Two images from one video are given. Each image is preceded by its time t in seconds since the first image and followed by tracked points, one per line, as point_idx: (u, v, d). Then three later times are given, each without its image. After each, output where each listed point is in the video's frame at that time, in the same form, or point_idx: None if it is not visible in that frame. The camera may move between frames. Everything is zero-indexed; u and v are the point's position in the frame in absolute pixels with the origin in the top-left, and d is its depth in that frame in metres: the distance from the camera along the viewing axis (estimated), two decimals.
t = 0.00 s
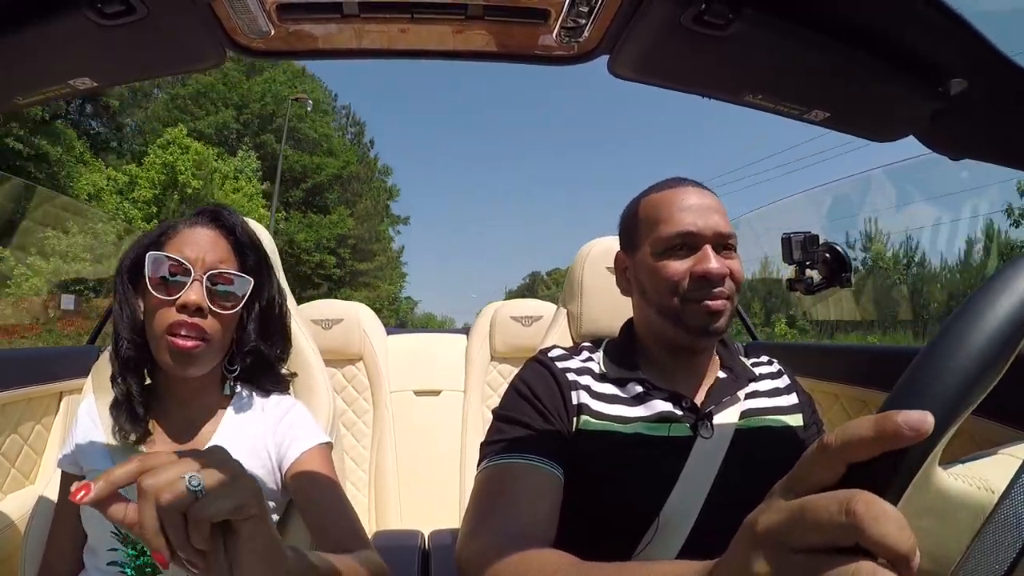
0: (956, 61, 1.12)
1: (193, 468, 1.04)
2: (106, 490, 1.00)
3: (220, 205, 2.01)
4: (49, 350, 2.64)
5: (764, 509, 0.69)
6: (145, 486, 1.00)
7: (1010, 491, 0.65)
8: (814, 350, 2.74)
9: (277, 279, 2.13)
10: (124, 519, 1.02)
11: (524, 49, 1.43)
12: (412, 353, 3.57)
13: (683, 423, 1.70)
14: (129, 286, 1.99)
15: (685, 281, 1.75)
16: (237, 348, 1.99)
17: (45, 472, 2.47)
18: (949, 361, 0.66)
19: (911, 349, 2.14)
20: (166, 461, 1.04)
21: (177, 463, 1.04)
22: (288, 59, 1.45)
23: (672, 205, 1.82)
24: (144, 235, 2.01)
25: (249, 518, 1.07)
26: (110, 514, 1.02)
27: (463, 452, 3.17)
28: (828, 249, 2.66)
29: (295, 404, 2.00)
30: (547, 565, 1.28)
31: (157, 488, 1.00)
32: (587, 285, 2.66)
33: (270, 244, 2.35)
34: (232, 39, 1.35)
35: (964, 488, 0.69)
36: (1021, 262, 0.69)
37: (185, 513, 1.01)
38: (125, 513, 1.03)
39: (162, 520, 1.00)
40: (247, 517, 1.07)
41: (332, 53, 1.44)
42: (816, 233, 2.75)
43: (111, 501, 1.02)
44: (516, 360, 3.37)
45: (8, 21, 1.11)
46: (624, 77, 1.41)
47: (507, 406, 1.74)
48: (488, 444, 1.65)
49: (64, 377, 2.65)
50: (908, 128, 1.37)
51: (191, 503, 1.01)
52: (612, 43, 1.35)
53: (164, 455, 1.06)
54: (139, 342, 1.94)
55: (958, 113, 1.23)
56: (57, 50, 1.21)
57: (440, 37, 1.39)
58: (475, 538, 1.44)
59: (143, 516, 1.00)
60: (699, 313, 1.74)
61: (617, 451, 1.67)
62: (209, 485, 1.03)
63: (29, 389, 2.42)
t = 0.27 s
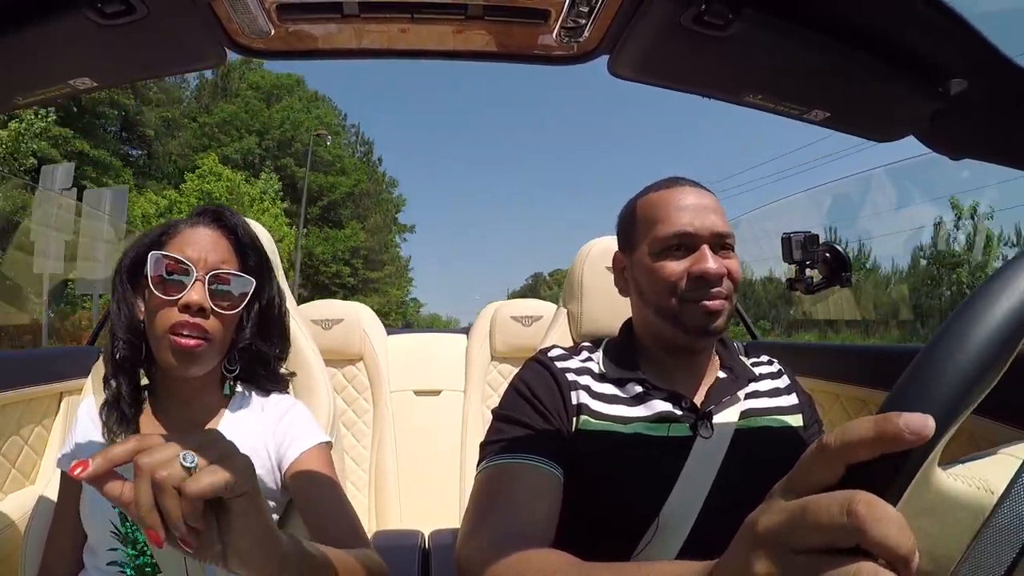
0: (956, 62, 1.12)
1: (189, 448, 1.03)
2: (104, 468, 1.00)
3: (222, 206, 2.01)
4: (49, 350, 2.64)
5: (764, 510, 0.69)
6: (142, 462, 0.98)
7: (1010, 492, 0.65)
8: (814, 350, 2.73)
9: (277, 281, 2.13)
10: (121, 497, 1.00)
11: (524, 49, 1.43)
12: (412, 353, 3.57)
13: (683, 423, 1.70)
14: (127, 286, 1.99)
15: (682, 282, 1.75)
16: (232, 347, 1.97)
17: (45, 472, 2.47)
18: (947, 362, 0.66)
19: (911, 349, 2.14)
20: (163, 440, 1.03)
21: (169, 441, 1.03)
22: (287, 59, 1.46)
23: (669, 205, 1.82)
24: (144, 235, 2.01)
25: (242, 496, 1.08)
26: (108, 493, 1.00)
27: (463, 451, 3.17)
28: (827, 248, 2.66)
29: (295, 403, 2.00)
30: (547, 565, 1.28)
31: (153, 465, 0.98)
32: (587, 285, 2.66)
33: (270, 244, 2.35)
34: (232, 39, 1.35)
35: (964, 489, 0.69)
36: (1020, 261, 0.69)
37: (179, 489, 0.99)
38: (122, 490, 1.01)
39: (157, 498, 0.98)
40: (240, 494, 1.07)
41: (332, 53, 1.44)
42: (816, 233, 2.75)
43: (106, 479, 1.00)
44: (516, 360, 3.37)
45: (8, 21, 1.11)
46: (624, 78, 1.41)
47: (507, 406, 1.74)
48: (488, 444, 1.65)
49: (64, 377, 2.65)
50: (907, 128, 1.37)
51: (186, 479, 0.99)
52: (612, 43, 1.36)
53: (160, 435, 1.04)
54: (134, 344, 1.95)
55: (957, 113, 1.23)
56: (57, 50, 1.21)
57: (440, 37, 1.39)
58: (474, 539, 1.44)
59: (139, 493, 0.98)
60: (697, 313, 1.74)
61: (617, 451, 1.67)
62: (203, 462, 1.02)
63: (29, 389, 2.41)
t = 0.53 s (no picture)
0: (956, 60, 1.12)
1: (199, 425, 1.04)
2: (116, 443, 0.98)
3: (230, 205, 2.02)
4: (50, 347, 2.64)
5: (763, 509, 0.69)
6: (154, 439, 0.98)
7: (1011, 489, 0.66)
8: (815, 348, 2.73)
9: (281, 281, 2.14)
10: (133, 473, 0.99)
11: (524, 47, 1.43)
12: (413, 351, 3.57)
13: (687, 422, 1.70)
14: (132, 280, 1.99)
15: (685, 279, 1.75)
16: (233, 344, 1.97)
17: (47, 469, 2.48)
18: (949, 359, 0.66)
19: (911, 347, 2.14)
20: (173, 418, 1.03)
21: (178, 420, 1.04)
22: (288, 57, 1.46)
23: (672, 201, 1.82)
24: (150, 232, 2.02)
25: (251, 475, 1.08)
26: (119, 468, 0.99)
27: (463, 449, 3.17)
28: (828, 246, 2.66)
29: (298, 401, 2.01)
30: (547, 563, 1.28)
31: (164, 442, 0.98)
32: (588, 282, 2.66)
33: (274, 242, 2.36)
34: (234, 38, 1.35)
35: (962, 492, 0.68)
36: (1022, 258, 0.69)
37: (191, 465, 0.99)
38: (134, 466, 0.99)
39: (168, 474, 0.98)
40: (250, 473, 1.07)
41: (332, 51, 1.44)
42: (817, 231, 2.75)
43: (117, 454, 0.99)
44: (517, 358, 3.37)
45: (9, 21, 1.11)
46: (624, 75, 1.41)
47: (509, 404, 1.75)
48: (489, 441, 1.65)
49: (65, 374, 2.66)
50: (908, 126, 1.37)
51: (199, 455, 1.01)
52: (613, 41, 1.36)
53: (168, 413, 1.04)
54: (132, 342, 1.95)
55: (958, 110, 1.23)
56: (59, 50, 1.21)
57: (440, 34, 1.39)
58: (475, 536, 1.44)
59: (150, 468, 0.98)
60: (699, 310, 1.74)
61: (618, 450, 1.68)
62: (215, 439, 1.03)
63: (30, 386, 2.42)
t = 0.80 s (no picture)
0: (956, 59, 1.12)
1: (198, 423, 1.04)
2: (114, 444, 0.99)
3: (233, 205, 2.02)
4: (51, 347, 2.65)
5: (767, 502, 0.69)
6: (154, 439, 0.99)
7: (1010, 489, 0.64)
8: (816, 347, 2.73)
9: (282, 279, 2.14)
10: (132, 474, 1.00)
11: (524, 46, 1.43)
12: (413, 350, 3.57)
13: (685, 423, 1.70)
14: (134, 281, 1.98)
15: (687, 280, 1.75)
16: (238, 347, 1.99)
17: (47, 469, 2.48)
18: (950, 362, 0.66)
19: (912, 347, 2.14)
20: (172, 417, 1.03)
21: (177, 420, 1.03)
22: (288, 57, 1.46)
23: (676, 201, 1.82)
24: (154, 231, 2.02)
25: (251, 474, 1.07)
26: (118, 469, 1.00)
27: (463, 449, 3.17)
28: (829, 245, 2.66)
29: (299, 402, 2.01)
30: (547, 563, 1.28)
31: (163, 442, 0.99)
32: (589, 282, 2.66)
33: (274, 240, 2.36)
34: (234, 37, 1.35)
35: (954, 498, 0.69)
36: None
37: (190, 466, 0.99)
38: (132, 467, 1.00)
39: (168, 475, 0.98)
40: (250, 471, 1.07)
41: (332, 50, 1.44)
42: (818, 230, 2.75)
43: (116, 455, 1.00)
44: (517, 357, 3.37)
45: (8, 21, 1.10)
46: (625, 75, 1.41)
47: (509, 403, 1.74)
48: (487, 441, 1.64)
49: (66, 374, 2.66)
50: (908, 126, 1.37)
51: (198, 456, 1.00)
52: (613, 41, 1.36)
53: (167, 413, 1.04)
54: (136, 343, 1.94)
55: (957, 109, 1.22)
56: (59, 50, 1.21)
57: (440, 34, 1.39)
58: (474, 535, 1.44)
59: (149, 468, 0.98)
60: (700, 313, 1.74)
61: (617, 450, 1.68)
62: (215, 439, 1.03)
63: (31, 386, 2.42)
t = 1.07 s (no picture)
0: (958, 59, 1.12)
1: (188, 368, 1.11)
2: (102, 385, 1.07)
3: (207, 198, 2.02)
4: (53, 347, 2.65)
5: (771, 497, 0.67)
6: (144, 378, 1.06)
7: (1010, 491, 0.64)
8: (818, 347, 2.73)
9: (268, 267, 2.10)
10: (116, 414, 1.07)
11: (525, 46, 1.43)
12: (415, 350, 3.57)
13: (689, 422, 1.70)
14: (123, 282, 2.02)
15: (685, 280, 1.75)
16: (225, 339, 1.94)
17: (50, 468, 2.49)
18: (949, 364, 0.65)
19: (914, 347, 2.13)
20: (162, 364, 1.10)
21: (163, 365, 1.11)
22: (290, 56, 1.46)
23: (673, 201, 1.82)
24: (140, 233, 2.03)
25: (233, 421, 1.14)
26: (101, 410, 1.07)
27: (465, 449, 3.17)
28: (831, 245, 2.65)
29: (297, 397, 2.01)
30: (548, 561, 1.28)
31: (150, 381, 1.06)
32: (591, 281, 2.66)
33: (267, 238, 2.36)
34: (236, 36, 1.36)
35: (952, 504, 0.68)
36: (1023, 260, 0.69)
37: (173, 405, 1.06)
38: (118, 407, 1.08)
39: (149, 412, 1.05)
40: (231, 418, 1.13)
41: (334, 50, 1.44)
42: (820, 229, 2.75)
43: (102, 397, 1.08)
44: (519, 357, 3.37)
45: (10, 21, 1.10)
46: (626, 74, 1.41)
47: (510, 403, 1.74)
48: (491, 441, 1.64)
49: (68, 373, 2.67)
50: (910, 126, 1.36)
51: (182, 396, 1.07)
52: (615, 40, 1.36)
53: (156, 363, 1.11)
54: (130, 345, 1.97)
55: (960, 110, 1.22)
56: (62, 49, 1.21)
57: (442, 34, 1.40)
58: (477, 533, 1.43)
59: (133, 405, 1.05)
60: (700, 313, 1.74)
61: (619, 449, 1.68)
62: (201, 382, 1.09)
63: (33, 385, 2.43)
